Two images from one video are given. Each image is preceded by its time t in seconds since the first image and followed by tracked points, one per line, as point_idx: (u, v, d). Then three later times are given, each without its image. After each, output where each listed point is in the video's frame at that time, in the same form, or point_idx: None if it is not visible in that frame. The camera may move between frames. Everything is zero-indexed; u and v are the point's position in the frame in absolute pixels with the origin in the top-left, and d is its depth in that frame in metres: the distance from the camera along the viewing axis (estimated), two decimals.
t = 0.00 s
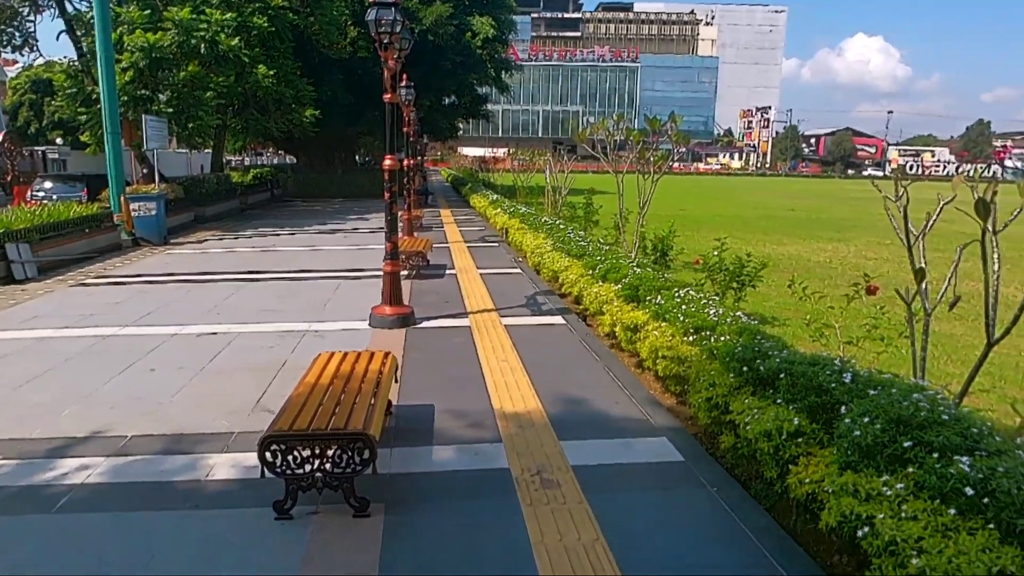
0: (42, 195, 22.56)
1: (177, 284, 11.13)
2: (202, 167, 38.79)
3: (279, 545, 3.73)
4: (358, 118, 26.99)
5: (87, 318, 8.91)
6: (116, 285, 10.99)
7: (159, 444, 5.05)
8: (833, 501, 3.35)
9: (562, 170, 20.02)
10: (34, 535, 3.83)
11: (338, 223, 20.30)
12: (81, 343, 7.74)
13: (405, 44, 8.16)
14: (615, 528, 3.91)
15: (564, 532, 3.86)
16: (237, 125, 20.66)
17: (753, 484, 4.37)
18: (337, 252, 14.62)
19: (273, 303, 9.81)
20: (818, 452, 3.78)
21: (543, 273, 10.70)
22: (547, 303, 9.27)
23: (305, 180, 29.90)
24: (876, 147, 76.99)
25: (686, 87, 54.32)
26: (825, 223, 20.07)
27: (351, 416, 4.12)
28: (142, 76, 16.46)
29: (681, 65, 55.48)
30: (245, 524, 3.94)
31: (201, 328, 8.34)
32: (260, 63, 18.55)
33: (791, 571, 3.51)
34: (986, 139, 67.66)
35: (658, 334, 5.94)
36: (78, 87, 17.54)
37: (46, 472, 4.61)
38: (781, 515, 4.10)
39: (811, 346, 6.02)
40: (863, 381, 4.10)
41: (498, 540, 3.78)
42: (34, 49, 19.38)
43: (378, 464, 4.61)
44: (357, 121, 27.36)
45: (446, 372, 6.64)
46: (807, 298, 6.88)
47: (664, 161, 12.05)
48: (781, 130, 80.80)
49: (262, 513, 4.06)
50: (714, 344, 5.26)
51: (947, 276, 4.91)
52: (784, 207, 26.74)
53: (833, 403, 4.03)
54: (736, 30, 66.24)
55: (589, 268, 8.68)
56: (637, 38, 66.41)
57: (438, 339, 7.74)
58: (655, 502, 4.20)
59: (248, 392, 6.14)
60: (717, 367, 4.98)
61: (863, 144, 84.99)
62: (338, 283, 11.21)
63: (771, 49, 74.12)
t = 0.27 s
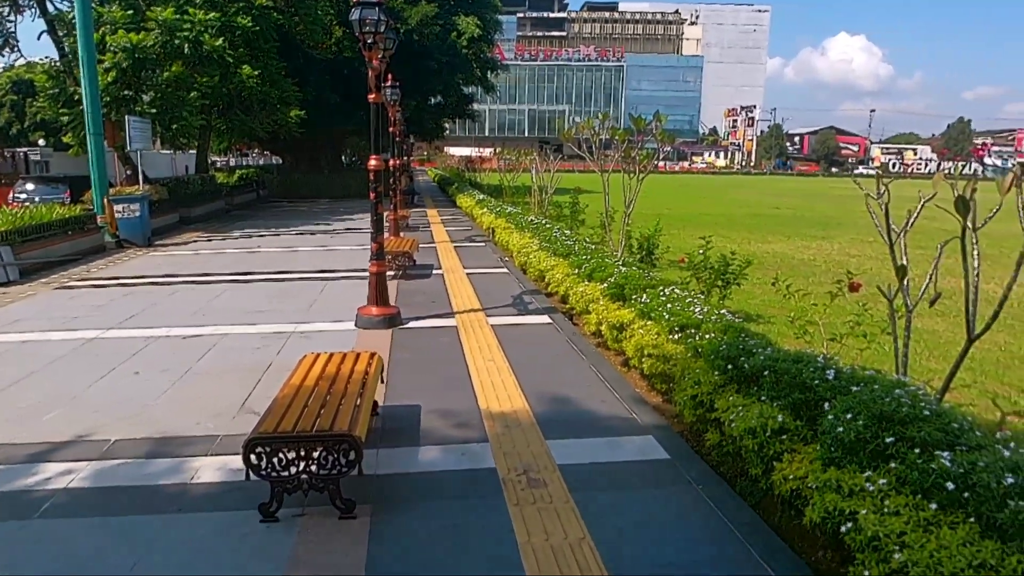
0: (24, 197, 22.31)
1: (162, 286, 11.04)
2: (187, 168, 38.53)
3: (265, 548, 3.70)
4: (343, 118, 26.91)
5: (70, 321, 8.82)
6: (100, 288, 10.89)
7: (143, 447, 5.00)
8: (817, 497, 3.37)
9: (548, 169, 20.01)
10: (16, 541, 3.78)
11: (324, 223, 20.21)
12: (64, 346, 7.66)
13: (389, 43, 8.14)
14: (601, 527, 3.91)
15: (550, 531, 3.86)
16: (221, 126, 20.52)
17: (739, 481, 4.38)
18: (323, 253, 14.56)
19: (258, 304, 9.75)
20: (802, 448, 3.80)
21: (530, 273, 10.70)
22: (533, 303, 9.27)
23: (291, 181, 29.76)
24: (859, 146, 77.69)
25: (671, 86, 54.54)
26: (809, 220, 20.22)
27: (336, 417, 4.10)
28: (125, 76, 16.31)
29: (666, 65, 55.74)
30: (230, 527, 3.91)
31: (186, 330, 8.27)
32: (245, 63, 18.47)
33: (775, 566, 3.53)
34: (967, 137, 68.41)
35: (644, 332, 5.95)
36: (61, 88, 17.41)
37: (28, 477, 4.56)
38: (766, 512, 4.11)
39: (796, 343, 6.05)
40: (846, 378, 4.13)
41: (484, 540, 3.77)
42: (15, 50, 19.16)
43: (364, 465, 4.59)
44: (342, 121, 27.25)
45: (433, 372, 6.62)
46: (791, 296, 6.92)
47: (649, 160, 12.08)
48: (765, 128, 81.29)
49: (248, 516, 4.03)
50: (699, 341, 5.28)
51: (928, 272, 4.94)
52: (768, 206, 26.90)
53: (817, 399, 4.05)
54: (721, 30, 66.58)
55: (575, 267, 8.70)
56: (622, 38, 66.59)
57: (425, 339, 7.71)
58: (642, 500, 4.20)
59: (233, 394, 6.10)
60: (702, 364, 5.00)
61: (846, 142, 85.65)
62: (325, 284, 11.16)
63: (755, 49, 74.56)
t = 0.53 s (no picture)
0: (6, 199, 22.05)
1: (146, 288, 10.95)
2: (171, 169, 38.22)
3: (250, 550, 3.67)
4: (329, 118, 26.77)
5: (52, 324, 8.73)
6: (84, 290, 10.78)
7: (127, 451, 4.96)
8: (801, 493, 3.40)
9: (535, 168, 20.00)
10: None
11: (310, 224, 20.11)
12: (47, 350, 7.58)
13: (374, 43, 8.13)
14: (588, 525, 3.91)
15: (537, 530, 3.86)
16: (205, 126, 20.37)
17: (724, 478, 4.40)
18: (309, 253, 14.49)
19: (244, 306, 9.69)
20: (787, 444, 3.82)
21: (516, 272, 10.69)
22: (520, 302, 9.26)
23: (276, 182, 29.59)
24: (843, 144, 78.24)
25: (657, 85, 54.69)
26: (793, 218, 20.32)
27: (322, 419, 4.08)
28: (107, 76, 15.99)
29: (651, 63, 55.90)
30: (215, 530, 3.88)
31: (171, 332, 8.21)
32: (229, 64, 18.38)
33: (760, 562, 3.55)
34: (948, 135, 69.06)
35: (629, 330, 5.96)
36: (42, 88, 17.24)
37: (11, 482, 4.51)
38: (751, 508, 4.13)
39: (780, 340, 6.07)
40: (829, 374, 4.15)
41: (471, 540, 3.77)
42: None
43: (351, 467, 4.56)
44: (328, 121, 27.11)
45: (419, 372, 6.61)
46: (776, 293, 6.95)
47: (635, 158, 12.10)
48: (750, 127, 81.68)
49: (233, 519, 4.01)
50: (684, 339, 5.29)
51: (910, 268, 4.98)
52: (753, 203, 27.03)
53: (800, 395, 4.07)
54: (706, 29, 66.85)
55: (561, 266, 8.70)
56: (608, 37, 66.72)
57: (411, 339, 7.69)
58: (628, 498, 4.21)
59: (219, 397, 6.06)
60: (687, 362, 5.02)
61: (830, 140, 86.25)
62: (311, 285, 11.10)
63: (740, 47, 74.88)
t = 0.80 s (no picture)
0: None
1: (132, 289, 10.87)
2: (156, 169, 37.91)
3: (238, 552, 3.66)
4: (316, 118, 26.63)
5: (36, 326, 8.64)
6: (68, 291, 10.69)
7: (113, 453, 4.92)
8: (787, 490, 3.43)
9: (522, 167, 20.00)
10: None
11: (297, 224, 20.02)
12: (31, 352, 7.50)
13: (360, 43, 8.08)
14: (576, 523, 3.91)
15: (524, 529, 3.86)
16: (191, 126, 20.23)
17: (710, 475, 4.42)
18: (296, 253, 14.42)
19: (230, 306, 9.63)
20: (772, 441, 3.85)
21: (504, 271, 10.69)
22: (507, 301, 9.27)
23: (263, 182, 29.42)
24: (828, 143, 78.79)
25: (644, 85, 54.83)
26: (779, 217, 20.43)
27: (309, 419, 4.07)
28: (91, 76, 15.84)
29: (638, 63, 56.07)
30: (202, 532, 3.86)
31: (156, 334, 8.15)
32: (215, 63, 18.30)
33: (746, 558, 3.58)
34: (932, 134, 69.70)
35: (616, 329, 5.98)
36: (24, 88, 17.04)
37: None
38: (737, 505, 4.15)
39: (765, 338, 6.11)
40: (813, 371, 4.19)
41: (459, 539, 3.77)
42: None
43: (338, 467, 4.55)
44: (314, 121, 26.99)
45: (407, 372, 6.60)
46: (762, 291, 6.99)
47: (621, 157, 12.12)
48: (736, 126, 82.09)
49: (220, 520, 3.99)
50: (670, 338, 5.31)
51: (893, 266, 5.01)
52: (739, 202, 27.14)
53: (785, 393, 4.09)
54: (692, 29, 67.11)
55: (549, 265, 8.70)
56: (595, 37, 66.84)
57: (399, 339, 7.68)
58: (615, 496, 4.22)
59: (205, 398, 6.02)
60: (673, 360, 5.03)
61: (815, 139, 86.87)
62: (298, 285, 11.06)
63: (725, 47, 75.23)
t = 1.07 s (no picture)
0: None
1: (119, 290, 10.79)
2: (145, 169, 37.72)
3: (226, 554, 3.65)
4: (305, 118, 26.55)
5: (22, 327, 8.57)
6: (55, 292, 10.60)
7: (99, 455, 4.89)
8: (774, 489, 3.46)
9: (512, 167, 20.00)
10: None
11: (286, 224, 19.94)
12: (17, 353, 7.44)
13: (349, 43, 8.06)
14: (564, 524, 3.92)
15: (514, 529, 3.87)
16: (180, 125, 20.12)
17: (699, 475, 4.44)
18: (286, 254, 14.37)
19: (219, 307, 9.59)
20: (760, 441, 3.87)
21: (493, 272, 10.69)
22: (497, 302, 9.28)
23: (252, 182, 29.30)
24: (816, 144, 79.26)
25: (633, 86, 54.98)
26: (768, 217, 20.53)
27: (298, 420, 4.05)
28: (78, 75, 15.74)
29: (628, 64, 56.24)
30: (190, 535, 3.84)
31: (144, 335, 8.10)
32: (204, 63, 18.22)
33: (734, 556, 3.60)
34: (918, 136, 70.27)
35: (605, 330, 5.99)
36: (11, 88, 16.87)
37: None
38: (725, 504, 4.18)
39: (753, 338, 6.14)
40: (800, 371, 4.21)
41: (448, 540, 3.77)
42: None
43: (327, 469, 4.54)
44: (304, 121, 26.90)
45: (396, 373, 6.59)
46: (751, 291, 7.02)
47: (611, 158, 12.15)
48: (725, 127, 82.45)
49: (208, 522, 3.97)
50: (659, 338, 5.33)
51: (879, 267, 5.05)
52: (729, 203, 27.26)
53: (773, 392, 4.12)
54: (682, 30, 67.37)
55: (538, 266, 8.71)
56: (585, 38, 66.96)
57: (388, 340, 7.67)
58: (605, 496, 4.23)
59: (194, 399, 5.99)
60: (662, 361, 5.05)
61: (802, 140, 87.41)
62: (287, 286, 11.02)
63: (714, 49, 75.52)
